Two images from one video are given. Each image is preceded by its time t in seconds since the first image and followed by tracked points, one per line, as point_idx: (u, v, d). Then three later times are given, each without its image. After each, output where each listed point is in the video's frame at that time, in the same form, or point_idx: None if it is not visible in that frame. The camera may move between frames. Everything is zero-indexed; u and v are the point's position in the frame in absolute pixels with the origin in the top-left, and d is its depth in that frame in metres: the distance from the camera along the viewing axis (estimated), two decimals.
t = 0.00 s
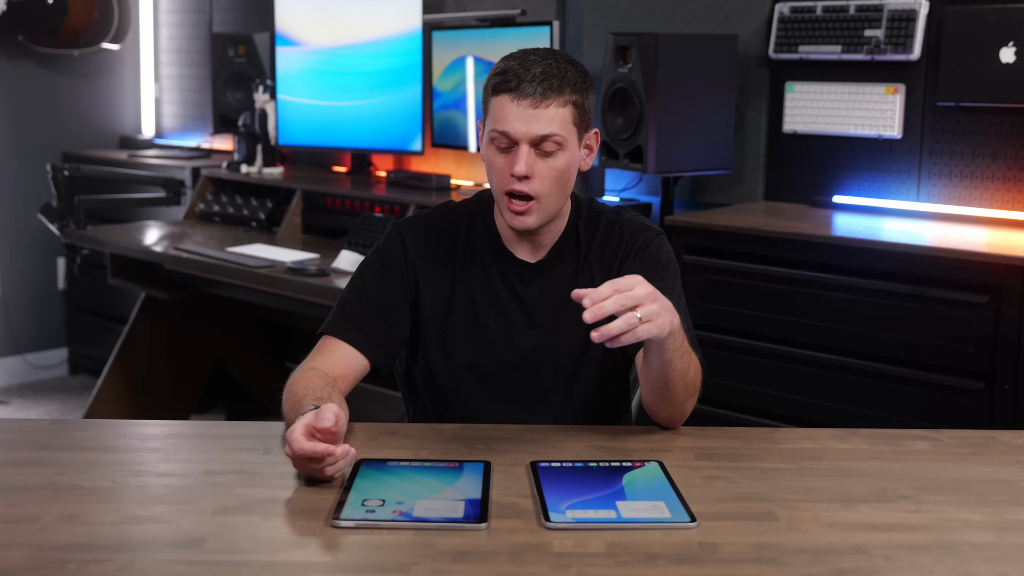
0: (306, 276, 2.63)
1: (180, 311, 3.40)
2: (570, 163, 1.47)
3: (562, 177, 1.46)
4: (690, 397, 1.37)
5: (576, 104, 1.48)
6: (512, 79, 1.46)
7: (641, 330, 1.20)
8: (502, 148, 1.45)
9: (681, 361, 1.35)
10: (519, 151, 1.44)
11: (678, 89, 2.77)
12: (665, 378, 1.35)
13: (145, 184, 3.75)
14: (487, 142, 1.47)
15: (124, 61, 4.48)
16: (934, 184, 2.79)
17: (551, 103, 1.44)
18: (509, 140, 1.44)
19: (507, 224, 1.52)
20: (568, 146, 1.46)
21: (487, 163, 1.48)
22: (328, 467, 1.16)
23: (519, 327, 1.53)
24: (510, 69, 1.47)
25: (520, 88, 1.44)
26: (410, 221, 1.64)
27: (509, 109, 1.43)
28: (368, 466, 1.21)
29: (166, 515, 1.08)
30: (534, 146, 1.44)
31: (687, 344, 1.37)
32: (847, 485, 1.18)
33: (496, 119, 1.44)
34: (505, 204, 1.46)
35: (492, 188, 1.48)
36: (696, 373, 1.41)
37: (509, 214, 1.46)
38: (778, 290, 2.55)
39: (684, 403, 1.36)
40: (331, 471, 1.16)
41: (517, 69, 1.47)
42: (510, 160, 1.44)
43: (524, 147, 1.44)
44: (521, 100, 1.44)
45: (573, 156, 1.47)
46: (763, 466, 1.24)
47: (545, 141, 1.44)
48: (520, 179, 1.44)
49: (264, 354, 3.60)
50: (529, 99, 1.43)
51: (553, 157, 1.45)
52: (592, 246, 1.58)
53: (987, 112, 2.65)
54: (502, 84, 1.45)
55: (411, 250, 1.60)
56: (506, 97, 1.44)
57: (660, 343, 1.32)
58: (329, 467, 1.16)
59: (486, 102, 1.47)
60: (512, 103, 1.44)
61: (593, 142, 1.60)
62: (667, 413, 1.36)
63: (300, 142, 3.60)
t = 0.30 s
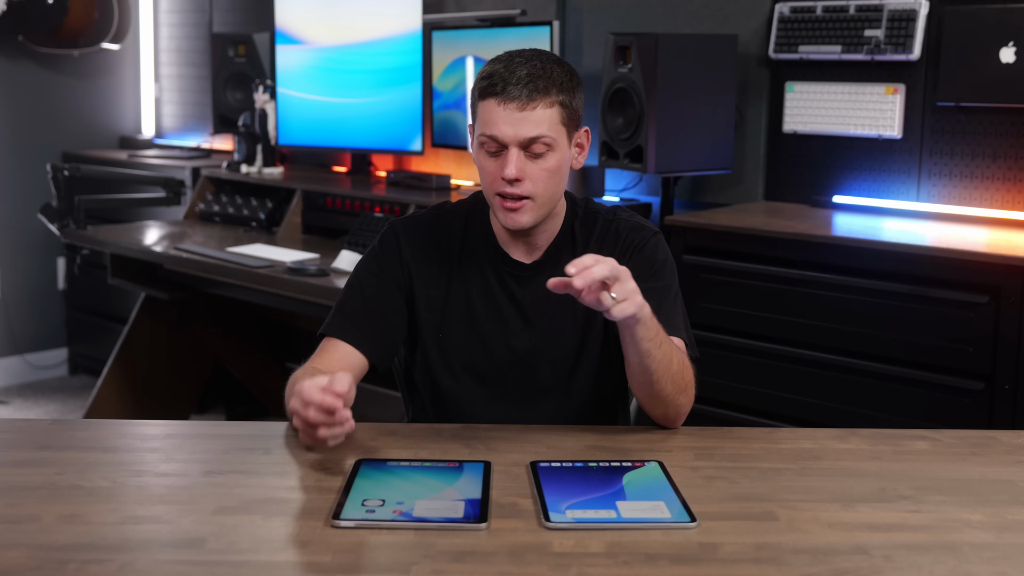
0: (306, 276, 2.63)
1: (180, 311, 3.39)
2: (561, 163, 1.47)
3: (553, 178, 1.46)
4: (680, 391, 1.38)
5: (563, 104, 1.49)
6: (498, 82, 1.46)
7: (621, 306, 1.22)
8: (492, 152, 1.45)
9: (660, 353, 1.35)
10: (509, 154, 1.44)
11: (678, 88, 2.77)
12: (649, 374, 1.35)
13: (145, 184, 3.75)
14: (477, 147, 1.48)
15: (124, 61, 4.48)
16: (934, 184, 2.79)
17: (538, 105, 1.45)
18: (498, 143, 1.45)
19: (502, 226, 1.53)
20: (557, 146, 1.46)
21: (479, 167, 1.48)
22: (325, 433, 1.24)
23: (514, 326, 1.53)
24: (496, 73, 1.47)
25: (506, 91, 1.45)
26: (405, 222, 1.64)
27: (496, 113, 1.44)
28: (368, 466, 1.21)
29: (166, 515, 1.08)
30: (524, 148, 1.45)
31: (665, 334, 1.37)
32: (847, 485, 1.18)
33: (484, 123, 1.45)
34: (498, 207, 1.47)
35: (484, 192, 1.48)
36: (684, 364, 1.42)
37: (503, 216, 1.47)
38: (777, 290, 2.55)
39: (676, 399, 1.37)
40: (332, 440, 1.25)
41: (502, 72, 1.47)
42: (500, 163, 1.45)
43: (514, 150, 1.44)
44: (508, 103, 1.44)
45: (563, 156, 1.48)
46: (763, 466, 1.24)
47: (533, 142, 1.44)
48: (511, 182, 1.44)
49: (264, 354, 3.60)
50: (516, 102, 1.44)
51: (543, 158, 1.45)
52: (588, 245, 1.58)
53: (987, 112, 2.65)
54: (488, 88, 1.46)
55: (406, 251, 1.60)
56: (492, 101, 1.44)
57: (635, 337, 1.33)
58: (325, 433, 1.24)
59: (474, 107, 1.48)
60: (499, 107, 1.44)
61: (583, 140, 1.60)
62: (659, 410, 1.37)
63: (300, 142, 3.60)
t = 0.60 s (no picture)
0: (306, 276, 2.63)
1: (180, 311, 3.39)
2: (549, 158, 1.47)
3: (543, 173, 1.46)
4: (667, 397, 1.35)
5: (547, 98, 1.49)
6: (480, 82, 1.46)
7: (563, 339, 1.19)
8: (479, 151, 1.45)
9: (631, 368, 1.31)
10: (497, 152, 1.45)
11: (678, 89, 2.77)
12: (625, 392, 1.33)
13: (145, 184, 3.75)
14: (465, 147, 1.48)
15: (124, 61, 4.48)
16: (934, 184, 2.79)
17: (521, 101, 1.45)
18: (485, 142, 1.45)
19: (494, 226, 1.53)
20: (544, 140, 1.46)
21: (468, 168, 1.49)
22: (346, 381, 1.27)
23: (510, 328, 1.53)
24: (477, 72, 1.47)
25: (488, 89, 1.45)
26: (399, 226, 1.64)
27: (480, 112, 1.44)
28: (368, 466, 1.21)
29: (166, 515, 1.08)
30: (511, 145, 1.45)
31: (633, 346, 1.31)
32: (847, 485, 1.18)
33: (470, 123, 1.45)
34: (490, 205, 1.47)
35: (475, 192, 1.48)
36: (670, 364, 1.37)
37: (495, 214, 1.47)
38: (777, 290, 2.55)
39: (667, 404, 1.36)
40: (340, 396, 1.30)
41: (484, 72, 1.47)
42: (488, 162, 1.45)
43: (501, 148, 1.44)
44: (491, 101, 1.44)
45: (551, 150, 1.48)
46: (764, 466, 1.24)
47: (520, 139, 1.44)
48: (500, 180, 1.44)
49: (264, 354, 3.60)
50: (499, 99, 1.44)
51: (531, 154, 1.45)
52: (584, 244, 1.57)
53: (987, 112, 2.65)
54: (470, 88, 1.46)
55: (400, 254, 1.60)
56: (475, 100, 1.44)
57: (600, 361, 1.29)
58: (348, 381, 1.27)
59: (459, 108, 1.48)
60: (483, 106, 1.44)
61: (571, 135, 1.60)
62: (650, 417, 1.36)
63: (299, 142, 3.60)
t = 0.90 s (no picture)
0: (306, 276, 2.63)
1: (180, 311, 3.39)
2: (538, 155, 1.47)
3: (533, 171, 1.46)
4: (656, 414, 1.32)
5: (533, 95, 1.48)
6: (465, 82, 1.45)
7: (558, 440, 1.18)
8: (469, 151, 1.45)
9: (612, 410, 1.27)
10: (487, 151, 1.44)
11: (678, 89, 2.77)
12: (614, 429, 1.30)
13: (144, 184, 3.75)
14: (455, 147, 1.47)
15: (124, 61, 4.48)
16: (934, 184, 2.79)
17: (508, 99, 1.44)
18: (474, 143, 1.44)
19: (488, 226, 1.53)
20: (532, 137, 1.46)
21: (460, 168, 1.48)
22: (334, 456, 1.17)
23: (506, 328, 1.54)
24: (463, 73, 1.46)
25: (475, 89, 1.43)
26: (397, 224, 1.64)
27: (468, 113, 1.43)
28: (368, 466, 1.21)
29: (166, 515, 1.08)
30: (501, 143, 1.44)
31: (606, 389, 1.28)
32: (847, 485, 1.18)
33: (458, 124, 1.44)
34: (483, 204, 1.47)
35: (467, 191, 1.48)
36: (651, 381, 1.35)
37: (489, 213, 1.47)
38: (776, 290, 2.55)
39: (658, 419, 1.33)
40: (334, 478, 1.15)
41: (470, 72, 1.46)
42: (479, 162, 1.45)
43: (491, 147, 1.44)
44: (478, 101, 1.43)
45: (540, 147, 1.47)
46: (764, 466, 1.24)
47: (508, 138, 1.44)
48: (492, 179, 1.44)
49: (264, 354, 3.60)
50: (486, 99, 1.43)
51: (520, 151, 1.45)
52: (579, 245, 1.56)
53: (987, 112, 2.65)
54: (456, 89, 1.45)
55: (398, 252, 1.60)
56: (463, 101, 1.43)
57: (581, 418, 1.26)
58: (337, 455, 1.17)
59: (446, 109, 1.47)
60: (470, 106, 1.43)
61: (561, 130, 1.60)
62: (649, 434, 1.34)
63: (299, 142, 3.60)
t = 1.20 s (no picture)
0: (306, 276, 2.63)
1: (180, 311, 3.39)
2: (536, 154, 1.47)
3: (531, 170, 1.47)
4: (654, 416, 1.32)
5: (530, 95, 1.48)
6: (462, 84, 1.45)
7: (550, 443, 1.19)
8: (467, 152, 1.45)
9: (608, 413, 1.27)
10: (485, 151, 1.44)
11: (678, 89, 2.77)
12: (611, 432, 1.30)
13: (145, 184, 3.75)
14: (453, 149, 1.47)
15: (124, 61, 4.48)
16: (934, 184, 2.79)
17: (505, 99, 1.44)
18: (472, 143, 1.44)
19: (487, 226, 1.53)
20: (530, 136, 1.46)
21: (458, 169, 1.48)
22: (342, 464, 1.17)
23: (505, 328, 1.54)
24: (459, 75, 1.46)
25: (471, 90, 1.43)
26: (396, 226, 1.63)
27: (465, 114, 1.43)
28: (369, 466, 1.21)
29: (166, 515, 1.08)
30: (499, 143, 1.44)
31: (603, 392, 1.28)
32: (847, 485, 1.18)
33: (455, 125, 1.44)
34: (482, 204, 1.47)
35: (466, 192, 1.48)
36: (649, 383, 1.35)
37: (488, 213, 1.47)
38: (776, 290, 2.55)
39: (657, 420, 1.33)
40: (337, 484, 1.14)
41: (466, 73, 1.46)
42: (477, 162, 1.45)
43: (489, 147, 1.44)
44: (475, 101, 1.43)
45: (538, 146, 1.48)
46: (764, 465, 1.24)
47: (506, 137, 1.44)
48: (490, 179, 1.44)
49: (264, 354, 3.61)
50: (483, 99, 1.43)
51: (518, 151, 1.45)
52: (578, 245, 1.56)
53: (987, 112, 2.65)
54: (453, 91, 1.45)
55: (398, 254, 1.60)
56: (460, 102, 1.43)
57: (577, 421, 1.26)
58: (344, 463, 1.17)
59: (443, 112, 1.47)
60: (467, 107, 1.43)
61: (558, 129, 1.60)
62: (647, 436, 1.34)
63: (299, 142, 3.60)
